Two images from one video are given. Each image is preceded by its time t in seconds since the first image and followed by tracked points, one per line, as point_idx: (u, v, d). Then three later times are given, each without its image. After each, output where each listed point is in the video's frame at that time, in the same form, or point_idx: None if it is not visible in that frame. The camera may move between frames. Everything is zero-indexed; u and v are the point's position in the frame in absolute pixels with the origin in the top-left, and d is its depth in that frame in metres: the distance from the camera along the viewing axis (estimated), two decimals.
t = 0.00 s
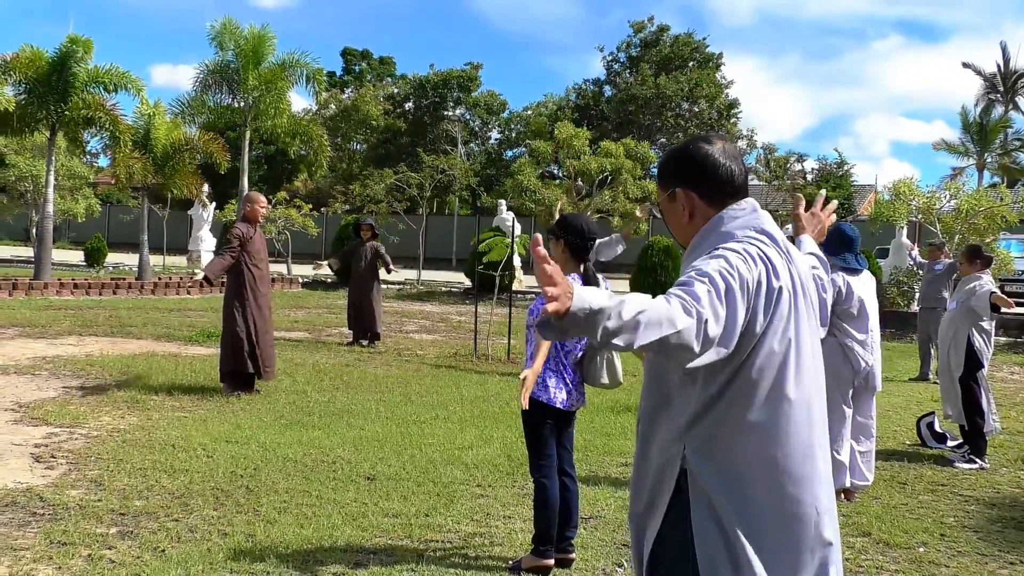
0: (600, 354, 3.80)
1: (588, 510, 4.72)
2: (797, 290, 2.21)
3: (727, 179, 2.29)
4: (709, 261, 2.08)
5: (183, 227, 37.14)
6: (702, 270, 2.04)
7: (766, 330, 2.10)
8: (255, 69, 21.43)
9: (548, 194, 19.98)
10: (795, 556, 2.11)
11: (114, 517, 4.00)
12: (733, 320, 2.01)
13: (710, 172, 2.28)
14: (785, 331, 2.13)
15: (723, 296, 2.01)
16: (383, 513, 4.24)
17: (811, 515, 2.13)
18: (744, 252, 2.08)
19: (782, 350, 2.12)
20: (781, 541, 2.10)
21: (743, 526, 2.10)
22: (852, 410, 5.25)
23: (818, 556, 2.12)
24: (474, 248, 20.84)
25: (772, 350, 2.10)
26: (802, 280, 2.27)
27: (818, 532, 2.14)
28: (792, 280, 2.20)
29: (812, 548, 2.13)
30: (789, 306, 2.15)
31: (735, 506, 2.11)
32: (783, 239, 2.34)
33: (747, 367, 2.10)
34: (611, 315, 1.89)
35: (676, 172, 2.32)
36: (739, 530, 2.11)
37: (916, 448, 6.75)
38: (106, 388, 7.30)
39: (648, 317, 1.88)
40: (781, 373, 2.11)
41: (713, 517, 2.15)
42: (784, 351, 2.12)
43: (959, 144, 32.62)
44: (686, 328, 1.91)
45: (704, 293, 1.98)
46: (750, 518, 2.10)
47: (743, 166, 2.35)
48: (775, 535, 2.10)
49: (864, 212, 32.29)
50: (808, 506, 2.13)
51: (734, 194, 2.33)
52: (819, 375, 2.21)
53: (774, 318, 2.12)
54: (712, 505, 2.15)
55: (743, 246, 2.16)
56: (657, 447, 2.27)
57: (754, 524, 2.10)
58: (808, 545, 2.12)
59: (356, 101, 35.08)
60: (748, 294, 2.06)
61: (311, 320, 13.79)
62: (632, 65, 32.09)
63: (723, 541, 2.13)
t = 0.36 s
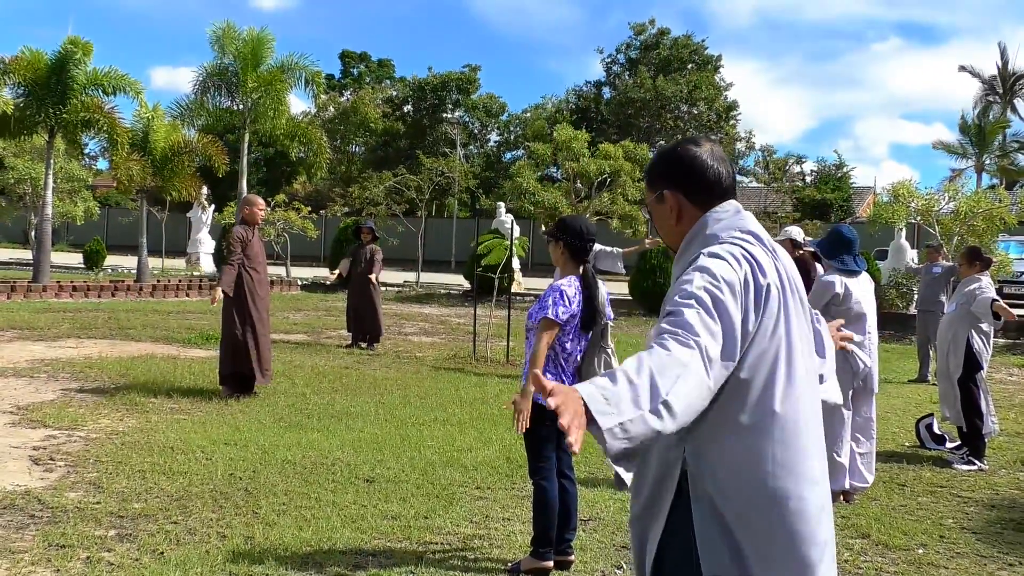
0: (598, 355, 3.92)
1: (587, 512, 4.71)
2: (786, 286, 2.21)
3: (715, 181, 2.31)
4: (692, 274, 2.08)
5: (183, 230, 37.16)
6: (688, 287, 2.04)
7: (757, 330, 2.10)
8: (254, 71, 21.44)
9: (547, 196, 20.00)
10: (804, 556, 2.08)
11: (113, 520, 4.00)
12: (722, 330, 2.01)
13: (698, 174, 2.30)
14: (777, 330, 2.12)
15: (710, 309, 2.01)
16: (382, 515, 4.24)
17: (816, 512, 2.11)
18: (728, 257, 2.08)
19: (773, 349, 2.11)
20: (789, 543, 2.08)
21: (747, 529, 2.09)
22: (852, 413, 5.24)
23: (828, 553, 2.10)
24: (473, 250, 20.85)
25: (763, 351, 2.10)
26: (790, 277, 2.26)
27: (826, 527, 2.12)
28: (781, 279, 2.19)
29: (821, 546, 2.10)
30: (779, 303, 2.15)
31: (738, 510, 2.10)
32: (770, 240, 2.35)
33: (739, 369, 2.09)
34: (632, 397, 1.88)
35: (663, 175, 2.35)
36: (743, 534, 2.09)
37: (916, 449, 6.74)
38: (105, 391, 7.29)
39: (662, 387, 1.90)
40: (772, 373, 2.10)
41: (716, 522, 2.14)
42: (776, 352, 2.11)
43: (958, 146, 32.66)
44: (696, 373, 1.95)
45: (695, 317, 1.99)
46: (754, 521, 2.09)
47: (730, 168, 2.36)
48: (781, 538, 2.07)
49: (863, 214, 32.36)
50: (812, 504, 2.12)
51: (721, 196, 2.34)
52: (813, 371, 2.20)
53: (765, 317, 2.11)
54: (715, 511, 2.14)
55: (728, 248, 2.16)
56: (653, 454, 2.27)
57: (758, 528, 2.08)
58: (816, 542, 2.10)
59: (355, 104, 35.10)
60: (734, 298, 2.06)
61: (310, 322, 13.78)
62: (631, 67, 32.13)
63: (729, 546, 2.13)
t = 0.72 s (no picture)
0: (602, 357, 3.90)
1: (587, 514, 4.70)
2: (777, 286, 2.21)
3: (708, 182, 2.32)
4: (681, 293, 2.07)
5: (184, 231, 37.20)
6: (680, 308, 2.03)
7: (753, 333, 2.09)
8: (256, 72, 21.44)
9: (549, 198, 20.00)
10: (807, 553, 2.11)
11: (114, 521, 3.99)
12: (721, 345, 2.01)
13: (691, 176, 2.31)
14: (774, 334, 2.13)
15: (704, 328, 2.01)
16: (383, 516, 4.23)
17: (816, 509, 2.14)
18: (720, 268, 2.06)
19: (772, 352, 2.11)
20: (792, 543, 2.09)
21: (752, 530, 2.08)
22: (853, 415, 5.21)
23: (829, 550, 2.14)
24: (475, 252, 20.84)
25: (761, 356, 2.09)
26: (779, 276, 2.26)
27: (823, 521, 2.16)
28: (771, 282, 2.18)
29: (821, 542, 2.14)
30: (772, 304, 2.14)
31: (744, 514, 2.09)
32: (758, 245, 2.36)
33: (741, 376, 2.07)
34: (643, 482, 1.88)
35: (657, 176, 2.36)
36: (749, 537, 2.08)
37: (917, 452, 6.74)
38: (106, 392, 7.28)
39: (669, 458, 1.89)
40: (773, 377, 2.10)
41: (719, 529, 2.12)
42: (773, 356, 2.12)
43: (960, 148, 32.64)
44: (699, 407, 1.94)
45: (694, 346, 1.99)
46: (759, 526, 2.08)
47: (724, 171, 2.37)
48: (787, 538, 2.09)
49: (865, 217, 32.35)
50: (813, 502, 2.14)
51: (715, 199, 2.35)
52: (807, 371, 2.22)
53: (761, 321, 2.11)
54: (718, 517, 2.11)
55: (716, 254, 2.14)
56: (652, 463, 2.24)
57: (764, 533, 2.08)
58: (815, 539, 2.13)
59: (357, 105, 35.12)
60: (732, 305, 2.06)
61: (312, 323, 13.78)
62: (633, 69, 32.14)
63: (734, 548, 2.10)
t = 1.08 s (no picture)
0: (608, 355, 3.90)
1: (585, 515, 4.70)
2: (763, 288, 2.20)
3: (700, 184, 2.32)
4: (670, 307, 2.06)
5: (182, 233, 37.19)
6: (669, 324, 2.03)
7: (743, 339, 2.08)
8: (253, 75, 21.44)
9: (546, 199, 20.01)
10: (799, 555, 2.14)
11: (111, 523, 3.99)
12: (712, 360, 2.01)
13: (685, 178, 2.32)
14: (763, 339, 2.13)
15: (695, 344, 2.00)
16: (381, 518, 4.23)
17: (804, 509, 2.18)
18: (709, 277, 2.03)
19: (762, 359, 2.12)
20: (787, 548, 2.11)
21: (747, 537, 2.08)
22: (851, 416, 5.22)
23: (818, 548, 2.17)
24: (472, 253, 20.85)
25: (751, 363, 2.09)
26: (765, 277, 2.25)
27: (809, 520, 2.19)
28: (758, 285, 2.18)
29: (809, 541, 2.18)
30: (759, 308, 2.13)
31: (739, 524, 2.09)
32: (744, 246, 2.37)
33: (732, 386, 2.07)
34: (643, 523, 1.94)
35: (650, 177, 2.37)
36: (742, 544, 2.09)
37: (915, 453, 6.75)
38: (104, 394, 7.27)
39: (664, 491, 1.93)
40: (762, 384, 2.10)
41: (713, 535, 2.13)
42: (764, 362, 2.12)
43: (957, 149, 32.71)
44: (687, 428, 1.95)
45: (682, 366, 2.00)
46: (753, 531, 2.09)
47: (717, 172, 2.37)
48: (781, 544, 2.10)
49: (862, 218, 32.41)
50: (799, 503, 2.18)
51: (708, 202, 2.36)
52: (793, 372, 2.23)
53: (751, 327, 2.10)
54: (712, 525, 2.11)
55: (703, 259, 2.12)
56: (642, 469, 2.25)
57: (758, 539, 2.09)
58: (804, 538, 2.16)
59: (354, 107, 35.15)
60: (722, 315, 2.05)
61: (310, 325, 13.77)
62: (631, 71, 32.19)
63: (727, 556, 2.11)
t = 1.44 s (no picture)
0: (602, 356, 3.92)
1: (583, 517, 4.69)
2: (755, 288, 2.20)
3: (696, 184, 2.33)
4: (662, 312, 2.06)
5: (179, 236, 37.19)
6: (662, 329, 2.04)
7: (736, 341, 2.08)
8: (249, 78, 21.44)
9: (543, 201, 20.02)
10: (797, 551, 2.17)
11: (109, 527, 3.99)
12: (710, 366, 2.00)
13: (681, 177, 2.33)
14: (757, 340, 2.13)
15: (689, 351, 2.00)
16: (379, 521, 4.23)
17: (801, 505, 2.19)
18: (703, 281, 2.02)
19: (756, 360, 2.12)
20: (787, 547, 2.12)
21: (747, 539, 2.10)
22: (849, 417, 5.22)
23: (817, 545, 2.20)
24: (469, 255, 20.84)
25: (744, 366, 2.10)
26: (757, 277, 2.26)
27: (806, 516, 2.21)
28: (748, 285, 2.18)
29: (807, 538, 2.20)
30: (750, 309, 2.13)
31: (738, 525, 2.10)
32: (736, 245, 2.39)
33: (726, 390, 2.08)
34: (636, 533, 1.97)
35: (646, 176, 2.38)
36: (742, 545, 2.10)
37: (912, 453, 6.75)
38: (101, 398, 7.27)
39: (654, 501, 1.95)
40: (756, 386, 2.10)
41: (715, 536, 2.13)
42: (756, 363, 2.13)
43: (954, 149, 32.73)
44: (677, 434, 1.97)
45: (676, 374, 2.00)
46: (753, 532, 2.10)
47: (715, 173, 2.38)
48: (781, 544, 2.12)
49: (859, 219, 32.42)
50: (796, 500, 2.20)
51: (702, 202, 2.37)
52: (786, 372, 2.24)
53: (745, 328, 2.10)
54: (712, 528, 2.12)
55: (693, 261, 2.12)
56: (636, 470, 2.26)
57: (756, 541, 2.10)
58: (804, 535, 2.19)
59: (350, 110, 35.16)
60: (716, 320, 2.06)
61: (307, 328, 13.77)
62: (627, 73, 32.19)
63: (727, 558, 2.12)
